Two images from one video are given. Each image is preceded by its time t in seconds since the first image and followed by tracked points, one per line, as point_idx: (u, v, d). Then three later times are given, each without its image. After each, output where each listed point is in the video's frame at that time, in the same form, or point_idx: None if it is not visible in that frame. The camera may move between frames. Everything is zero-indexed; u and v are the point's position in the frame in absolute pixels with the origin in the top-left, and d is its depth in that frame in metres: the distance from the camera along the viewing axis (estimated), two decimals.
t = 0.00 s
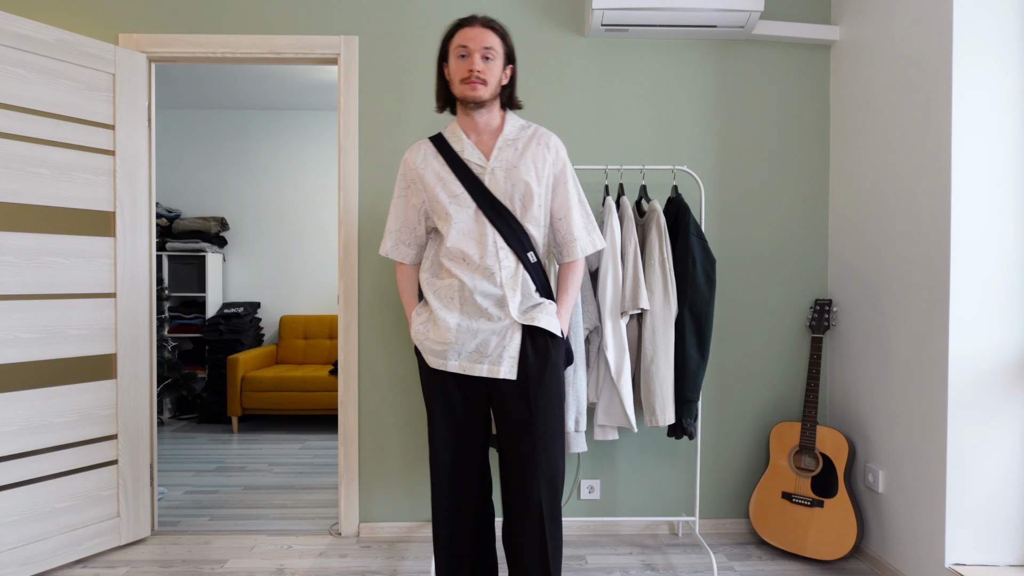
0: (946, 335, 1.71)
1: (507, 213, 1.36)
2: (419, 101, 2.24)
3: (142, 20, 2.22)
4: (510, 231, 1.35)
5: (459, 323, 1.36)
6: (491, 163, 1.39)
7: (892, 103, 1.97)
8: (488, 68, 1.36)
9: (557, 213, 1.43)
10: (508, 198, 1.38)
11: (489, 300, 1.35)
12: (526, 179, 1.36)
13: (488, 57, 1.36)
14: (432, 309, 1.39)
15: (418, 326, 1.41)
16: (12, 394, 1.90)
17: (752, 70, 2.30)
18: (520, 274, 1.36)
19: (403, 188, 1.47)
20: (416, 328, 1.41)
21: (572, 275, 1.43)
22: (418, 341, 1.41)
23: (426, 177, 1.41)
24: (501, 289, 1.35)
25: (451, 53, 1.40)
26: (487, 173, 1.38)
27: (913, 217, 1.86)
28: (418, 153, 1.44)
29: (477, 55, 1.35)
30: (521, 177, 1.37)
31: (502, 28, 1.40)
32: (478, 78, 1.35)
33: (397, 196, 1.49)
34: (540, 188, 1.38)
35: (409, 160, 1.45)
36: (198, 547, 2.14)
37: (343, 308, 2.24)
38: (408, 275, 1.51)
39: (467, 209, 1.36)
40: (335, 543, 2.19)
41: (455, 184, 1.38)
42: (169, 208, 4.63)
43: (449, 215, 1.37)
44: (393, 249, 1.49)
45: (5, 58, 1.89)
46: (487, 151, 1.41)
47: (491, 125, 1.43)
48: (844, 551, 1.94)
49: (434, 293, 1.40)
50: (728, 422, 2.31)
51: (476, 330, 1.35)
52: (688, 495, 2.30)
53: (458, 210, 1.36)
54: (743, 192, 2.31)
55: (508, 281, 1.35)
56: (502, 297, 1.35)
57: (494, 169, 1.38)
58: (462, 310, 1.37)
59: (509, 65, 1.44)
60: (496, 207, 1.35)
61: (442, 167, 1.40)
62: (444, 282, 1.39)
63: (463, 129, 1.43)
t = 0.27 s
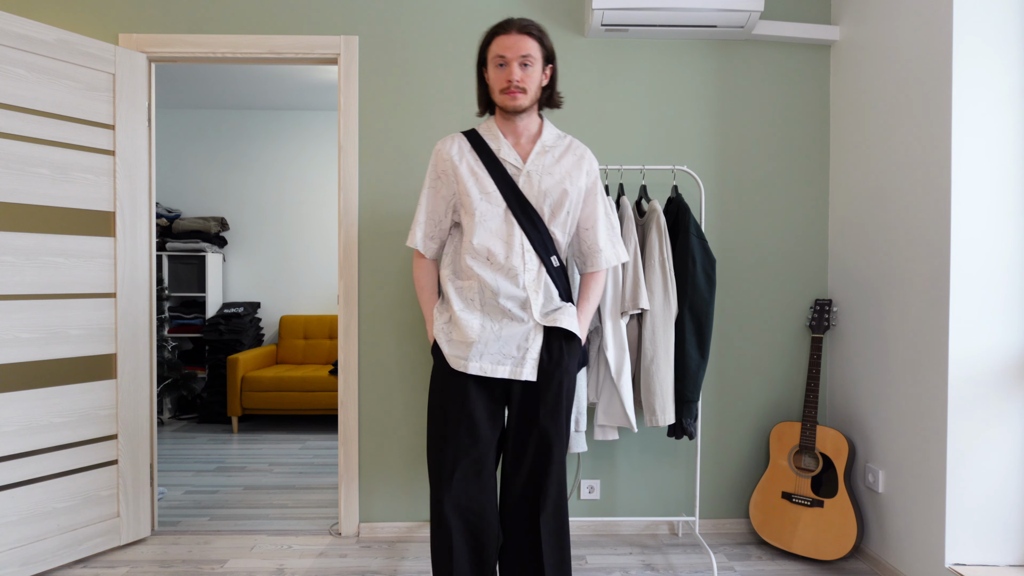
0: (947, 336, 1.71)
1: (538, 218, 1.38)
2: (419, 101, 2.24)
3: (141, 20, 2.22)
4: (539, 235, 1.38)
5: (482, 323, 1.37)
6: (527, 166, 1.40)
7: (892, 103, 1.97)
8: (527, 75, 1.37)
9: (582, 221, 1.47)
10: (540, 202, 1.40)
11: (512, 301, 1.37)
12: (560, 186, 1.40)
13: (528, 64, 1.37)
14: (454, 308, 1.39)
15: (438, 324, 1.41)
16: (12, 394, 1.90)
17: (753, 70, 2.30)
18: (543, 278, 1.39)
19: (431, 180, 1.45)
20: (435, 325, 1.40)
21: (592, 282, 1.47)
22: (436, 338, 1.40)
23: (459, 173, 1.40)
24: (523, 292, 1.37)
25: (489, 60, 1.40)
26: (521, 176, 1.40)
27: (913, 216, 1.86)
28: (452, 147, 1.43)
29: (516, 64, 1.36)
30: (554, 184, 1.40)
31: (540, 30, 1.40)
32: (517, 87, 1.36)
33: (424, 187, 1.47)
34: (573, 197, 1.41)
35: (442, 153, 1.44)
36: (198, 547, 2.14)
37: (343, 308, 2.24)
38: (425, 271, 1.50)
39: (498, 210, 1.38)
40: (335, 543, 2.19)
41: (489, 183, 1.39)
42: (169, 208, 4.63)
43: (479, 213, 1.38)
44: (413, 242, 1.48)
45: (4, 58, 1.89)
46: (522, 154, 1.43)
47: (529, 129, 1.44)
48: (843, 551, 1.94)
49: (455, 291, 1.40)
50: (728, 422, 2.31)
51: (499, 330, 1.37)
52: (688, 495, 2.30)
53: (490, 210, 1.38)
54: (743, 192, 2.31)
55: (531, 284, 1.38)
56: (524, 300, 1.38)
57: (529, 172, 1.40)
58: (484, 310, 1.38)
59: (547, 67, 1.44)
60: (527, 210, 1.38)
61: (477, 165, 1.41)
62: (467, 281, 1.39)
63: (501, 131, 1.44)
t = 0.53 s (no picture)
0: (947, 336, 1.71)
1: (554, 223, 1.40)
2: (419, 101, 2.24)
3: (141, 20, 2.22)
4: (555, 240, 1.40)
5: (494, 323, 1.38)
6: (547, 171, 1.41)
7: (892, 103, 1.97)
8: (535, 84, 1.34)
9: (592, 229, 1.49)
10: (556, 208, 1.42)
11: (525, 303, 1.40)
12: (578, 193, 1.42)
13: (533, 74, 1.33)
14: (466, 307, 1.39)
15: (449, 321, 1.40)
16: (12, 394, 1.90)
17: (753, 70, 2.30)
18: (554, 282, 1.41)
19: (449, 176, 1.44)
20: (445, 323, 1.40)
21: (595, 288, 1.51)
22: (446, 336, 1.39)
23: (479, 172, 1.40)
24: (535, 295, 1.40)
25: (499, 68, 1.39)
26: (540, 181, 1.41)
27: (914, 216, 1.86)
28: (472, 145, 1.42)
29: (522, 75, 1.33)
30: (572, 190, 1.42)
31: (549, 33, 1.35)
32: (524, 99, 1.34)
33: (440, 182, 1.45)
34: (590, 205, 1.43)
35: (462, 150, 1.42)
36: (198, 547, 2.14)
37: (343, 308, 2.24)
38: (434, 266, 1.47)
39: (516, 212, 1.39)
40: (335, 543, 2.19)
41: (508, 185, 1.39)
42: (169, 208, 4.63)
43: (497, 214, 1.38)
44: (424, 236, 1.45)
45: (4, 58, 1.89)
46: (542, 158, 1.44)
47: (548, 133, 1.44)
48: (843, 551, 1.94)
49: (467, 290, 1.40)
50: (729, 422, 2.31)
51: (511, 331, 1.38)
52: (688, 495, 2.30)
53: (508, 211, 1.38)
54: (743, 192, 2.31)
55: (543, 287, 1.40)
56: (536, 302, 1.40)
57: (549, 178, 1.41)
58: (495, 310, 1.39)
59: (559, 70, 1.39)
60: (545, 215, 1.39)
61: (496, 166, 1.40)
62: (479, 280, 1.40)
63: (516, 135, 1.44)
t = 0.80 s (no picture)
0: (946, 336, 1.71)
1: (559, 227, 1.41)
2: (419, 101, 2.24)
3: (141, 20, 2.22)
4: (558, 243, 1.41)
5: (500, 326, 1.38)
6: (551, 175, 1.41)
7: (892, 103, 1.97)
8: (527, 89, 1.34)
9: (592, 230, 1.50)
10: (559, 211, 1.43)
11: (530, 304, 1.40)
12: (581, 195, 1.43)
13: (523, 79, 1.33)
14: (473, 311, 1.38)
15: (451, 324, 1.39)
16: (12, 394, 1.90)
17: (753, 70, 2.30)
18: (556, 284, 1.42)
19: (453, 180, 1.41)
20: (450, 328, 1.39)
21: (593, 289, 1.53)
22: (450, 340, 1.38)
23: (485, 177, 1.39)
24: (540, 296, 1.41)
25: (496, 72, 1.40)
26: (544, 185, 1.41)
27: (914, 216, 1.86)
28: (476, 148, 1.40)
29: (512, 80, 1.34)
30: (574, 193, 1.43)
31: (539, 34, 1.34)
32: (515, 104, 1.36)
33: (443, 185, 1.42)
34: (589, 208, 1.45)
35: (465, 153, 1.40)
36: (198, 547, 2.14)
37: (343, 308, 2.24)
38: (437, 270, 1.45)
39: (520, 216, 1.38)
40: (335, 543, 2.19)
41: (514, 191, 1.38)
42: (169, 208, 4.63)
43: (503, 219, 1.37)
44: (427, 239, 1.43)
45: (4, 58, 1.89)
46: (544, 162, 1.44)
47: (549, 135, 1.43)
48: (843, 551, 1.94)
49: (471, 294, 1.40)
50: (729, 422, 2.31)
51: (517, 334, 1.38)
52: (688, 495, 2.30)
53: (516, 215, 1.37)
54: (743, 191, 2.31)
55: (547, 289, 1.41)
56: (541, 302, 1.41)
57: (552, 182, 1.41)
58: (500, 313, 1.39)
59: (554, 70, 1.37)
60: (548, 219, 1.39)
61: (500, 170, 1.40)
62: (484, 284, 1.39)
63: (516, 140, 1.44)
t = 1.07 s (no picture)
0: (946, 336, 1.71)
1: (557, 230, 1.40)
2: (419, 101, 2.24)
3: (141, 20, 2.22)
4: (557, 245, 1.41)
5: (501, 328, 1.38)
6: (550, 176, 1.41)
7: (892, 103, 1.97)
8: (525, 89, 1.34)
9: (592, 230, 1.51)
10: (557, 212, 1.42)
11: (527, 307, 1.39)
12: (581, 194, 1.43)
13: (523, 78, 1.33)
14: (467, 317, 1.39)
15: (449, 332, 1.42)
16: (12, 394, 1.90)
17: (753, 70, 2.30)
18: (557, 284, 1.42)
19: (452, 180, 1.41)
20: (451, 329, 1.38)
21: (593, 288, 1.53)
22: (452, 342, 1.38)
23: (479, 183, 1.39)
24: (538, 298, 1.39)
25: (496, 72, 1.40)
26: (543, 186, 1.41)
27: (914, 216, 1.86)
28: (475, 150, 1.40)
29: (511, 80, 1.34)
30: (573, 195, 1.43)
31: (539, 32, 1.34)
32: (515, 105, 1.36)
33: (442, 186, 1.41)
34: (590, 209, 1.45)
35: (465, 155, 1.40)
36: (198, 547, 2.14)
37: (343, 308, 2.24)
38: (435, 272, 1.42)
39: (521, 217, 1.38)
40: (335, 543, 2.19)
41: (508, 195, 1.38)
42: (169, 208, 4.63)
43: (503, 220, 1.37)
44: (426, 241, 1.42)
45: (4, 58, 1.89)
46: (544, 163, 1.43)
47: (549, 135, 1.43)
48: (843, 551, 1.94)
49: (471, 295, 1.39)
50: (729, 422, 2.31)
51: (519, 335, 1.38)
52: (688, 495, 2.30)
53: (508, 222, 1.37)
54: (743, 191, 2.31)
55: (548, 289, 1.41)
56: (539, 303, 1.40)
57: (552, 183, 1.41)
58: (501, 314, 1.40)
59: (554, 69, 1.37)
60: (548, 220, 1.39)
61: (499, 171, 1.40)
62: (485, 285, 1.39)
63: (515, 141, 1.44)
